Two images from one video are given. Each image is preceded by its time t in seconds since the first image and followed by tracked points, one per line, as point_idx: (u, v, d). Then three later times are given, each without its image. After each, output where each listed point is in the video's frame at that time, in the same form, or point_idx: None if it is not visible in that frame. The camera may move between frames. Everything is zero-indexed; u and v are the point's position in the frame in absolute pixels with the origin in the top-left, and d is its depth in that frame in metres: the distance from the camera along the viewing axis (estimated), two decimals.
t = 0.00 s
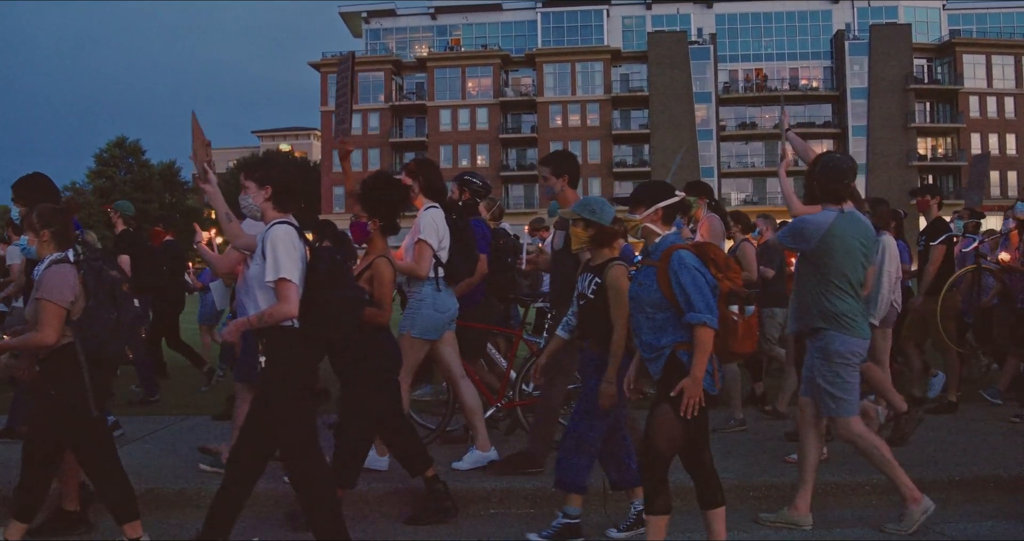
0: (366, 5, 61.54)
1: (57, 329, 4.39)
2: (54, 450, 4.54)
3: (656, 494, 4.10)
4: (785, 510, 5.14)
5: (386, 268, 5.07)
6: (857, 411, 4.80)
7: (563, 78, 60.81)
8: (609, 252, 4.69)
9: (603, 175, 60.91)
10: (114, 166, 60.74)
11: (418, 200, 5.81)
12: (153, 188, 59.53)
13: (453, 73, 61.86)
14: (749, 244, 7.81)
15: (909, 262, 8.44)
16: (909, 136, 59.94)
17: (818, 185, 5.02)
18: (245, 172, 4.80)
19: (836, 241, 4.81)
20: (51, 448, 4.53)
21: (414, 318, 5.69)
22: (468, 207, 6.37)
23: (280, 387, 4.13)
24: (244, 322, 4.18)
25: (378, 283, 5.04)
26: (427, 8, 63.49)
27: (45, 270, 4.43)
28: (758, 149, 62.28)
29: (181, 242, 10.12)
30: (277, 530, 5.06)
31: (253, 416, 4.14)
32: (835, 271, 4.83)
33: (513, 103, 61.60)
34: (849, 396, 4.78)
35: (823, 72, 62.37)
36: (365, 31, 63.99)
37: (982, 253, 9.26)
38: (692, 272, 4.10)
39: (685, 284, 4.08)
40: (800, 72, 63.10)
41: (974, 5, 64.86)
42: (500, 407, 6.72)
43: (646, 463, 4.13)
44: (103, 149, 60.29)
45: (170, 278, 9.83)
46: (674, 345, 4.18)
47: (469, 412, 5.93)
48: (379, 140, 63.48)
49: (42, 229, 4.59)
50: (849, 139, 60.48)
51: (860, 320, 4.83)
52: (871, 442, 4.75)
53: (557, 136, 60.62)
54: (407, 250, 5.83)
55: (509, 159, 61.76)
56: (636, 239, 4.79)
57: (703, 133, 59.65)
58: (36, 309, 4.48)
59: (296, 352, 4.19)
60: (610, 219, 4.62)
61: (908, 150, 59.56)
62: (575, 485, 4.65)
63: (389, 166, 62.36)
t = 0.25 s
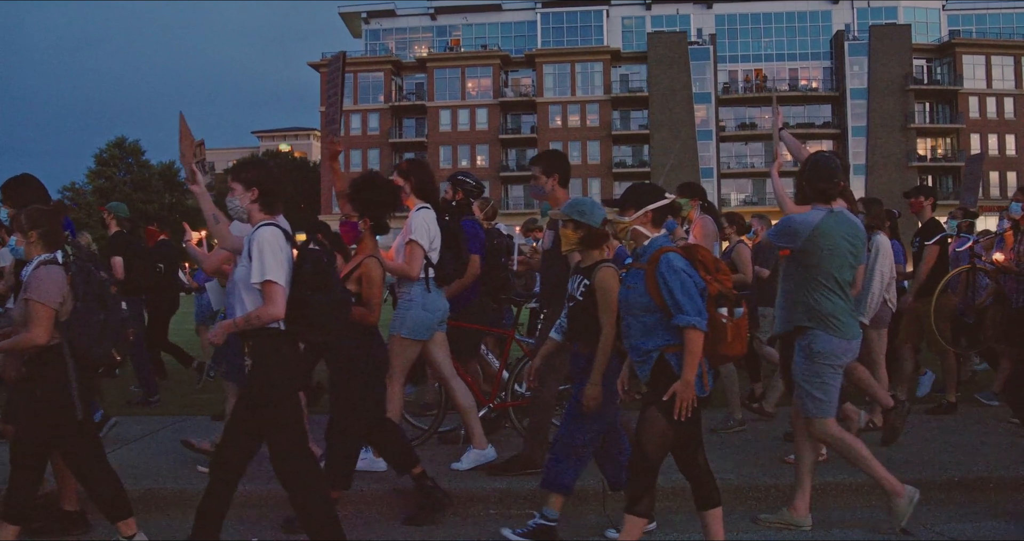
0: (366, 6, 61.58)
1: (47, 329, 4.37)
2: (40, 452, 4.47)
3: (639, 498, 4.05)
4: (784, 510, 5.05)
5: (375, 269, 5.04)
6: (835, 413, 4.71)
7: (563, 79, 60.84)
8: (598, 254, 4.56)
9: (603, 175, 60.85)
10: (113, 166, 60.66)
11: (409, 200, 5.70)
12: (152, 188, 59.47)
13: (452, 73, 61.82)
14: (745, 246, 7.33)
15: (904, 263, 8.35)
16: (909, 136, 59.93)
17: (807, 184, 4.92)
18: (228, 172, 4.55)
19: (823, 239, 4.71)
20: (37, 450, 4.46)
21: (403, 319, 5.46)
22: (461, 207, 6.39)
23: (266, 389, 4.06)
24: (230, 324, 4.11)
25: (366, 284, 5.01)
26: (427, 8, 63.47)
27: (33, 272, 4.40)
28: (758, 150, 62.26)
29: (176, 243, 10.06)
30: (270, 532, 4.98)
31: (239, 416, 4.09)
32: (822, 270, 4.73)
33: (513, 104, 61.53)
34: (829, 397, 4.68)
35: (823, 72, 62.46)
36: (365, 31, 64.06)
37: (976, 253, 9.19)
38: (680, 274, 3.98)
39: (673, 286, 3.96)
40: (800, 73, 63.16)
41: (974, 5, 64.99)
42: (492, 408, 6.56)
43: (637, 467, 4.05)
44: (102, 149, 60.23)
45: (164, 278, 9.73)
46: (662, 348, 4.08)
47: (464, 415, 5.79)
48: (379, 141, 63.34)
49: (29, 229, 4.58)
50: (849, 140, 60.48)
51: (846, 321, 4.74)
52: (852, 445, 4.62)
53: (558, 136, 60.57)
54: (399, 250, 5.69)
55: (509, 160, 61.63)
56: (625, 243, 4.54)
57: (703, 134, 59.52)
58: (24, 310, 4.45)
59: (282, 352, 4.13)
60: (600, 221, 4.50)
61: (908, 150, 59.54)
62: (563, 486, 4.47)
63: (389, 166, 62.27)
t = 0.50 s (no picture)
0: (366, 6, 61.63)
1: (38, 327, 4.34)
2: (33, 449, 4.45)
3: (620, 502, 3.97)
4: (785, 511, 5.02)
5: (365, 268, 4.99)
6: (817, 413, 4.63)
7: (563, 79, 60.86)
8: (587, 257, 4.38)
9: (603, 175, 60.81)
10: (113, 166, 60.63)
11: (401, 201, 5.65)
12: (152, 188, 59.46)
13: (452, 74, 61.83)
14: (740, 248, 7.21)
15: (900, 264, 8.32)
16: (909, 137, 59.92)
17: (798, 183, 4.83)
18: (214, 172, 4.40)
19: (809, 239, 4.62)
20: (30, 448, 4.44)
21: (393, 319, 5.37)
22: (456, 207, 6.41)
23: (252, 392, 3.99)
24: (215, 326, 4.00)
25: (357, 282, 4.96)
26: (427, 9, 63.47)
27: (21, 270, 4.35)
28: (758, 150, 62.25)
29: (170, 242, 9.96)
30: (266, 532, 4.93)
31: (222, 418, 4.02)
32: (809, 269, 4.64)
33: (513, 104, 61.49)
34: (810, 399, 4.61)
35: (823, 73, 62.53)
36: (365, 31, 64.11)
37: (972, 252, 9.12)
38: (668, 277, 3.94)
39: (661, 290, 3.92)
40: (800, 74, 63.18)
41: (974, 6, 65.06)
42: (484, 409, 6.42)
43: (627, 468, 3.99)
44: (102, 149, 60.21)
45: (160, 278, 9.66)
46: (651, 351, 4.03)
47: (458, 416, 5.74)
48: (379, 141, 63.31)
49: (19, 228, 4.53)
50: (849, 140, 60.49)
51: (834, 321, 4.63)
52: (829, 442, 4.53)
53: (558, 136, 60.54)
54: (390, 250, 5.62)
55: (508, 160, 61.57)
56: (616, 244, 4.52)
57: (703, 134, 59.50)
58: (13, 308, 4.39)
59: (270, 355, 4.06)
60: (590, 223, 4.33)
61: (908, 151, 59.52)
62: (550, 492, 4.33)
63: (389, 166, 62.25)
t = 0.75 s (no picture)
0: (366, 6, 61.73)
1: (28, 323, 4.34)
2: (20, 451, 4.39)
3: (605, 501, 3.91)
4: (784, 512, 5.02)
5: (355, 268, 4.99)
6: (801, 412, 4.61)
7: (563, 79, 60.78)
8: (576, 259, 4.39)
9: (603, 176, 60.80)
10: (114, 166, 60.68)
11: (393, 200, 5.64)
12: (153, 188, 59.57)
13: (452, 74, 61.84)
14: (734, 248, 7.21)
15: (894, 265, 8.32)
16: (909, 137, 59.89)
17: (791, 183, 4.85)
18: (201, 171, 4.36)
19: (801, 237, 4.62)
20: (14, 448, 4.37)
21: (385, 318, 5.38)
22: (449, 208, 6.40)
23: (236, 388, 3.99)
24: (199, 326, 3.97)
25: (346, 282, 4.93)
26: (427, 9, 63.49)
27: (9, 267, 4.35)
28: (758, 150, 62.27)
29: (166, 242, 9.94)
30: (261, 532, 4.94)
31: (208, 417, 4.01)
32: (799, 267, 4.63)
33: (513, 104, 61.47)
34: (798, 397, 4.58)
35: (823, 73, 62.59)
36: (365, 32, 64.17)
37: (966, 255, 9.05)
38: (653, 281, 3.91)
39: (646, 293, 3.89)
40: (800, 74, 63.20)
41: (974, 6, 65.04)
42: (477, 409, 6.45)
43: (610, 470, 3.95)
44: (102, 149, 60.27)
45: (156, 279, 9.66)
46: (637, 355, 4.03)
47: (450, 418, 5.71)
48: (379, 141, 63.36)
49: (8, 225, 4.52)
50: (849, 140, 60.52)
51: (823, 320, 4.61)
52: (805, 438, 4.53)
53: (558, 136, 60.56)
54: (381, 251, 5.60)
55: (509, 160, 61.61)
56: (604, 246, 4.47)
57: (703, 134, 59.47)
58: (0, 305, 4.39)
59: (253, 355, 4.04)
60: (579, 225, 4.35)
61: (908, 151, 59.48)
62: (542, 494, 4.32)
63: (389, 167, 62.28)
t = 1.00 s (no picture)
0: (367, 7, 61.85)
1: (19, 319, 4.34)
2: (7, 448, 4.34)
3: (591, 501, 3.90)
4: (784, 513, 5.00)
5: (346, 268, 4.90)
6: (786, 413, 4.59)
7: (563, 80, 60.75)
8: (565, 261, 4.38)
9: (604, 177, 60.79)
10: (114, 166, 60.76)
11: (386, 201, 5.64)
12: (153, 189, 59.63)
13: (453, 75, 61.87)
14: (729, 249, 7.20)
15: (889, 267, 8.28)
16: (910, 138, 59.88)
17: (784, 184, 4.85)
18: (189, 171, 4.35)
19: (792, 237, 4.63)
20: None
21: (379, 319, 5.36)
22: (443, 210, 6.41)
23: (219, 388, 3.98)
24: (185, 325, 3.96)
25: (337, 282, 4.88)
26: (428, 10, 63.57)
27: None
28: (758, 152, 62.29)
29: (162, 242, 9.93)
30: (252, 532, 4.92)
31: (194, 418, 3.99)
32: (789, 267, 4.64)
33: (513, 105, 61.50)
34: (785, 395, 4.57)
35: (823, 74, 62.65)
36: (366, 33, 64.27)
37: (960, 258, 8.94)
38: (639, 284, 3.88)
39: (633, 296, 3.87)
40: (800, 75, 63.25)
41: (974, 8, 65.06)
42: (471, 409, 6.44)
43: (593, 472, 3.94)
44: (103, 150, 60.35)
45: (151, 280, 9.65)
46: (624, 359, 4.02)
47: (439, 421, 5.64)
48: (380, 142, 63.38)
49: None
50: (849, 142, 60.55)
51: (813, 321, 4.59)
52: (784, 437, 4.51)
53: (558, 138, 60.58)
54: (373, 251, 5.58)
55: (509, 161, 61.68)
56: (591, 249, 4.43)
57: (703, 136, 59.49)
58: None
59: (238, 354, 4.04)
60: (570, 225, 4.30)
61: (908, 153, 59.44)
62: (536, 496, 4.30)
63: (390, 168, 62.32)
